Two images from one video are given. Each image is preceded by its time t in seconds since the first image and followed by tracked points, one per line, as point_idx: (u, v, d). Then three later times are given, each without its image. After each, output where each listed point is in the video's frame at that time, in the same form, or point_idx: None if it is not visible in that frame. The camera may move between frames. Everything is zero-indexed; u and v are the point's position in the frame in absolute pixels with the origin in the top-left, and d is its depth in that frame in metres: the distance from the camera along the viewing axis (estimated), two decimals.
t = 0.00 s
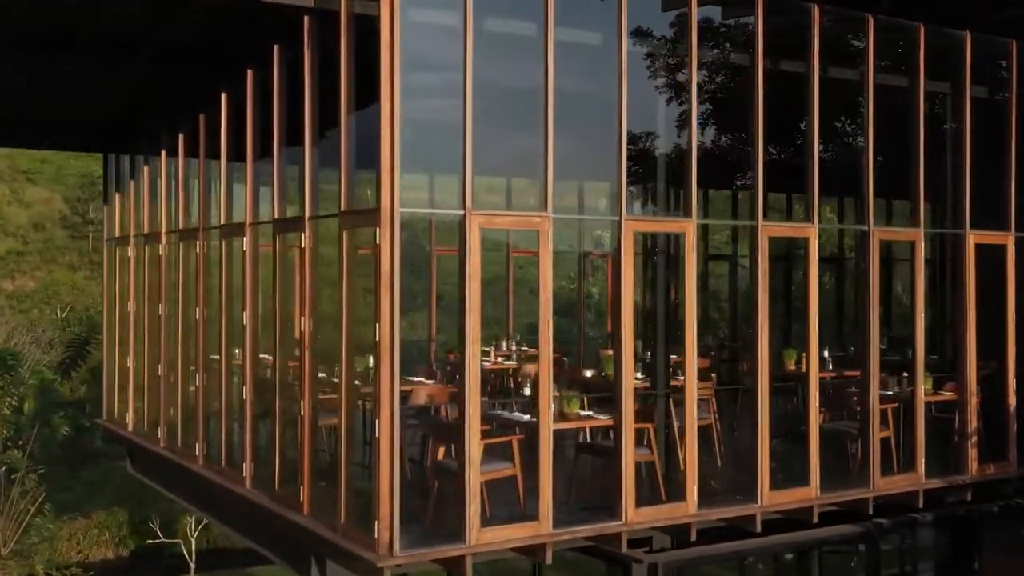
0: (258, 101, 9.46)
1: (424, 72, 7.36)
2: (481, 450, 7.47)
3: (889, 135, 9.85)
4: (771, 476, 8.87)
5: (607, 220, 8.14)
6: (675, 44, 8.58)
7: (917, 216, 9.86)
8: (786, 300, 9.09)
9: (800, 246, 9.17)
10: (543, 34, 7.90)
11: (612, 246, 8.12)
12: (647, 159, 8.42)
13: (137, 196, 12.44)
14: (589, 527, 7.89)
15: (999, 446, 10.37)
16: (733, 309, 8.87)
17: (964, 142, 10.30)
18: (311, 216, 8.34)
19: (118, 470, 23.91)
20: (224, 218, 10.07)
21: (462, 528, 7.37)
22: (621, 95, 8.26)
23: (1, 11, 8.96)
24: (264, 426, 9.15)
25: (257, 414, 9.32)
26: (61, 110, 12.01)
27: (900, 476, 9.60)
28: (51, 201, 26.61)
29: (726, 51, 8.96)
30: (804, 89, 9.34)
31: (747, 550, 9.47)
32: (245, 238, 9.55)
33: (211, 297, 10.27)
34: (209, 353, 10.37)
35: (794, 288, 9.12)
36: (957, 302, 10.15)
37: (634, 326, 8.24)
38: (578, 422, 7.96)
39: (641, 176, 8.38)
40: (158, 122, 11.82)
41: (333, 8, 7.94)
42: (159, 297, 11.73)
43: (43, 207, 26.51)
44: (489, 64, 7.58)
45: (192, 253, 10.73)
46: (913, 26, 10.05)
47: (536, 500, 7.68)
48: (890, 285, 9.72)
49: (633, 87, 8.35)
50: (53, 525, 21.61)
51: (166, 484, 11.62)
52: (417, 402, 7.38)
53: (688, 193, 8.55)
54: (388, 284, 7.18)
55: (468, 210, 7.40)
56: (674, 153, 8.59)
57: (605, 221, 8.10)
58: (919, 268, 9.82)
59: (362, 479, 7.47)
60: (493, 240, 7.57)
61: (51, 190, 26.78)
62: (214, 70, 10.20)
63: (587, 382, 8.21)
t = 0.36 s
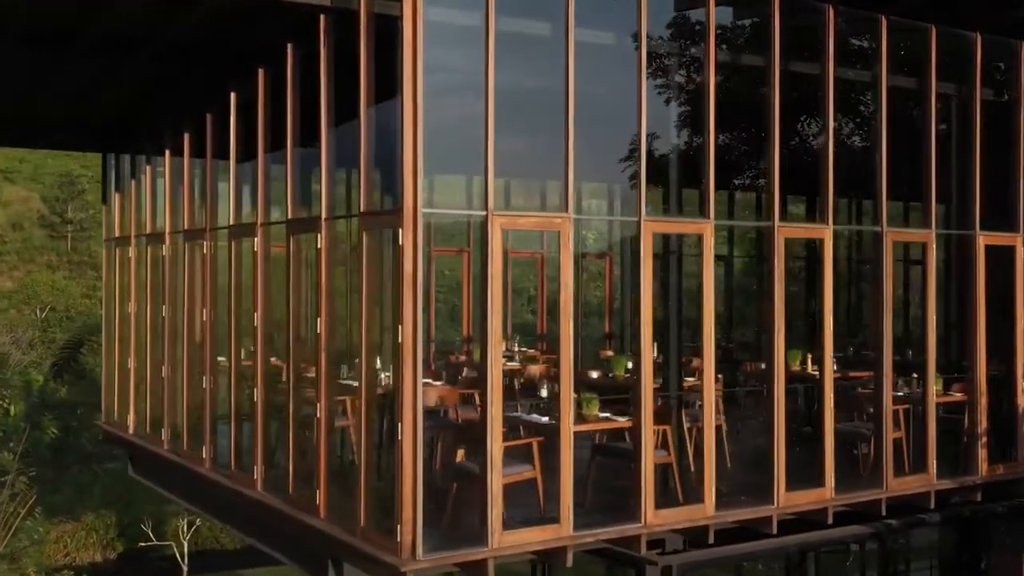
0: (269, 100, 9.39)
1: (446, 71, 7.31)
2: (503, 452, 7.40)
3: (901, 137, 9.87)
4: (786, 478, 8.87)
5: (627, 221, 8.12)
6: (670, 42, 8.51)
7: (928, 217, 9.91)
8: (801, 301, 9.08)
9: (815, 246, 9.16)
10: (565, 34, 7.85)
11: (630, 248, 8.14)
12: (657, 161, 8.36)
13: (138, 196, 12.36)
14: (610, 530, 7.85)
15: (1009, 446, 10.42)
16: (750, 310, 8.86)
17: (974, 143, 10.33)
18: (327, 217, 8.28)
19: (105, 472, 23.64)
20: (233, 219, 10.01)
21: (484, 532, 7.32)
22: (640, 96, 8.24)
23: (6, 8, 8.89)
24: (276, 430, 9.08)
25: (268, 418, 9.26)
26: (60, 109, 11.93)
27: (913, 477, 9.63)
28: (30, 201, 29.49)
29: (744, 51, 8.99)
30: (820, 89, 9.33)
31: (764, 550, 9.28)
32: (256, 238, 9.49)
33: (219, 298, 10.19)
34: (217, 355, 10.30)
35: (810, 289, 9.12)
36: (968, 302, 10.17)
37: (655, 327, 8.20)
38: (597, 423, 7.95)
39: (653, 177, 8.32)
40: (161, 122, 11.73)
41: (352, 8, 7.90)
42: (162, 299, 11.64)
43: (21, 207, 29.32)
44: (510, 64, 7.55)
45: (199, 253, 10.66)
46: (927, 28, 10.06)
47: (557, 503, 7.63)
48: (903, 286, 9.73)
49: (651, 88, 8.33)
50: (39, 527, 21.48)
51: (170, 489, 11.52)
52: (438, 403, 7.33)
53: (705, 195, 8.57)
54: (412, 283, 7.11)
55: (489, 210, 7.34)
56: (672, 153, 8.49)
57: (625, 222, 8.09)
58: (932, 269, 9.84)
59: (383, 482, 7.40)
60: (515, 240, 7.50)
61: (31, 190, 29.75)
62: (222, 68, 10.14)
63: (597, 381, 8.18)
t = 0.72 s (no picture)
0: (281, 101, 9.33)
1: (465, 71, 7.29)
2: (524, 454, 7.37)
3: (913, 137, 9.90)
4: (801, 480, 8.88)
5: (646, 220, 8.12)
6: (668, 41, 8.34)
7: (938, 218, 9.96)
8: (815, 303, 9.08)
9: (830, 246, 9.17)
10: (584, 34, 7.83)
11: (649, 249, 8.12)
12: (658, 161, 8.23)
13: (141, 195, 12.30)
14: (629, 531, 7.84)
15: (1016, 446, 10.47)
16: (768, 311, 8.82)
17: (984, 143, 10.37)
18: (343, 218, 8.23)
19: (95, 474, 23.91)
20: (242, 219, 9.95)
21: (504, 534, 7.28)
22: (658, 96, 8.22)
23: (13, 8, 8.84)
24: (287, 432, 9.03)
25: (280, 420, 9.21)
26: (61, 109, 11.85)
27: (923, 477, 9.66)
28: (9, 201, 29.19)
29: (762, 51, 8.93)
30: (832, 89, 9.37)
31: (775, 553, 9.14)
32: (267, 238, 9.44)
33: (227, 298, 10.13)
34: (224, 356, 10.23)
35: (823, 290, 9.11)
36: (977, 302, 10.22)
37: (673, 328, 8.20)
38: (614, 425, 7.86)
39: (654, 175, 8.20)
40: (165, 120, 11.63)
41: (370, 7, 7.86)
42: (165, 299, 11.55)
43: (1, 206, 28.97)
44: (530, 65, 7.53)
45: (206, 253, 10.61)
46: (936, 28, 10.15)
47: (576, 505, 7.59)
48: (913, 285, 9.77)
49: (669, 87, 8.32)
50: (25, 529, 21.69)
51: (174, 490, 11.44)
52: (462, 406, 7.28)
53: (722, 194, 8.55)
54: (434, 282, 7.07)
55: (510, 212, 7.34)
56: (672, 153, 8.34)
57: (644, 222, 8.08)
58: (941, 269, 9.95)
59: (403, 485, 7.36)
60: (535, 241, 7.49)
61: (11, 191, 29.66)
62: (231, 66, 10.06)
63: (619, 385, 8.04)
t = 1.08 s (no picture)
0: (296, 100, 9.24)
1: (491, 72, 7.23)
2: (549, 458, 7.33)
3: (927, 138, 9.92)
4: (819, 482, 8.88)
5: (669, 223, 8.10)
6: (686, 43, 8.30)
7: (950, 219, 9.98)
8: (832, 304, 9.09)
9: (846, 248, 9.18)
10: (608, 35, 7.79)
11: (672, 252, 8.10)
12: (665, 163, 8.09)
13: (144, 195, 12.18)
14: (653, 533, 7.82)
15: None
16: (784, 313, 8.84)
17: (996, 144, 10.39)
18: (362, 219, 8.15)
19: (83, 475, 23.71)
20: (253, 220, 9.89)
21: (530, 538, 7.24)
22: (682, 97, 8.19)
23: (24, 8, 8.74)
24: (302, 436, 8.96)
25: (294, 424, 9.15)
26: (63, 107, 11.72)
27: (937, 479, 9.68)
28: None
29: (779, 56, 8.97)
30: (848, 91, 9.37)
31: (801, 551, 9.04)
32: (280, 240, 9.38)
33: (238, 300, 10.05)
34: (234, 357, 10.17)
35: (839, 292, 9.12)
36: (988, 303, 10.25)
37: (695, 330, 8.18)
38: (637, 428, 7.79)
39: (659, 173, 8.06)
40: (169, 119, 11.54)
41: (392, 7, 7.80)
42: (170, 301, 11.46)
43: None
44: (554, 66, 7.48)
45: (214, 254, 10.53)
46: (949, 30, 10.17)
47: (600, 508, 7.55)
48: (926, 287, 9.79)
49: (691, 89, 8.30)
50: (14, 531, 22.07)
51: (180, 494, 11.34)
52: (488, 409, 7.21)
53: (743, 196, 8.55)
54: (459, 284, 7.01)
55: (536, 214, 7.27)
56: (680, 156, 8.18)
57: (666, 223, 8.07)
58: (953, 271, 9.98)
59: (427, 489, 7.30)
60: (559, 243, 7.43)
61: None
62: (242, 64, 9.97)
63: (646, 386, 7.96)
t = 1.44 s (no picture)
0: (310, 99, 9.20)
1: (518, 70, 7.17)
2: (574, 459, 7.30)
3: (940, 138, 9.94)
4: (836, 484, 8.89)
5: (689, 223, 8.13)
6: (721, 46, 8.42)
7: (962, 220, 10.02)
8: (847, 304, 9.12)
9: (861, 249, 9.19)
10: (630, 36, 7.81)
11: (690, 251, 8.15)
12: (673, 165, 8.16)
13: (149, 194, 12.10)
14: (675, 535, 7.79)
15: None
16: (800, 313, 8.85)
17: (1006, 145, 10.43)
18: (381, 220, 8.08)
19: (69, 477, 23.38)
20: (264, 220, 9.87)
21: (555, 541, 7.20)
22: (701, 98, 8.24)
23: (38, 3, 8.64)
24: (319, 439, 8.90)
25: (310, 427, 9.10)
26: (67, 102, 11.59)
27: (949, 480, 9.72)
28: None
29: (797, 57, 8.99)
30: (862, 92, 9.37)
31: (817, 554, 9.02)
32: (294, 240, 9.33)
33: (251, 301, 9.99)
34: (245, 359, 10.11)
35: (854, 292, 9.13)
36: (999, 303, 10.29)
37: (716, 331, 8.18)
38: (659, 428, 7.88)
39: (668, 173, 8.12)
40: (176, 117, 11.44)
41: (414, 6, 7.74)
42: (177, 302, 11.39)
43: None
44: (578, 66, 7.46)
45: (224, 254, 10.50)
46: (960, 31, 10.20)
47: (624, 511, 7.52)
48: (939, 287, 9.82)
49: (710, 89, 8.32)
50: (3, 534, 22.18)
51: (186, 497, 11.26)
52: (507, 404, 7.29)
53: (761, 197, 8.57)
54: (485, 284, 6.97)
55: (561, 214, 7.21)
56: (679, 155, 8.22)
57: (685, 223, 8.10)
58: (965, 271, 10.02)
59: (452, 492, 7.24)
60: (582, 243, 7.40)
61: None
62: (253, 63, 9.91)
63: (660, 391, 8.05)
